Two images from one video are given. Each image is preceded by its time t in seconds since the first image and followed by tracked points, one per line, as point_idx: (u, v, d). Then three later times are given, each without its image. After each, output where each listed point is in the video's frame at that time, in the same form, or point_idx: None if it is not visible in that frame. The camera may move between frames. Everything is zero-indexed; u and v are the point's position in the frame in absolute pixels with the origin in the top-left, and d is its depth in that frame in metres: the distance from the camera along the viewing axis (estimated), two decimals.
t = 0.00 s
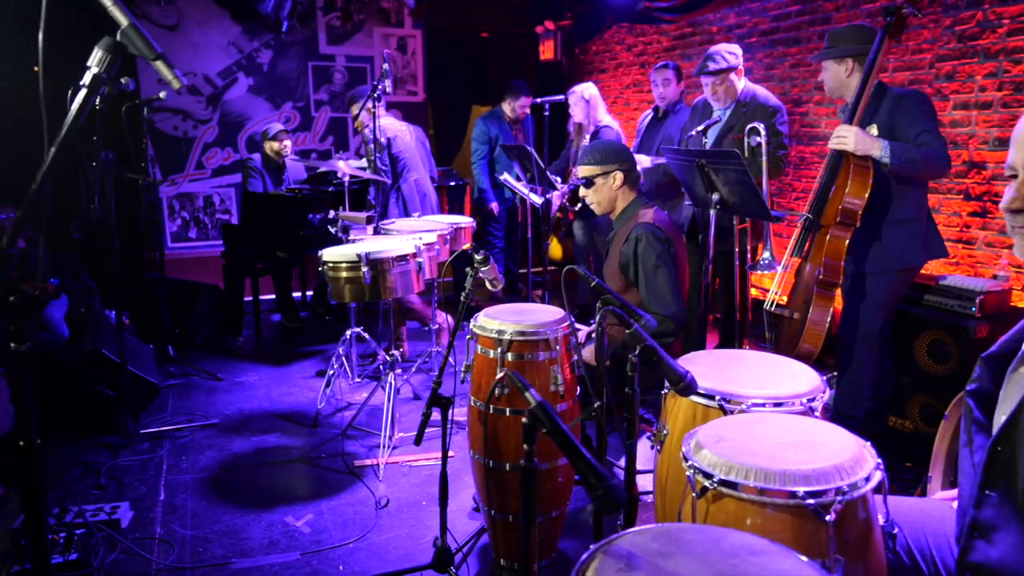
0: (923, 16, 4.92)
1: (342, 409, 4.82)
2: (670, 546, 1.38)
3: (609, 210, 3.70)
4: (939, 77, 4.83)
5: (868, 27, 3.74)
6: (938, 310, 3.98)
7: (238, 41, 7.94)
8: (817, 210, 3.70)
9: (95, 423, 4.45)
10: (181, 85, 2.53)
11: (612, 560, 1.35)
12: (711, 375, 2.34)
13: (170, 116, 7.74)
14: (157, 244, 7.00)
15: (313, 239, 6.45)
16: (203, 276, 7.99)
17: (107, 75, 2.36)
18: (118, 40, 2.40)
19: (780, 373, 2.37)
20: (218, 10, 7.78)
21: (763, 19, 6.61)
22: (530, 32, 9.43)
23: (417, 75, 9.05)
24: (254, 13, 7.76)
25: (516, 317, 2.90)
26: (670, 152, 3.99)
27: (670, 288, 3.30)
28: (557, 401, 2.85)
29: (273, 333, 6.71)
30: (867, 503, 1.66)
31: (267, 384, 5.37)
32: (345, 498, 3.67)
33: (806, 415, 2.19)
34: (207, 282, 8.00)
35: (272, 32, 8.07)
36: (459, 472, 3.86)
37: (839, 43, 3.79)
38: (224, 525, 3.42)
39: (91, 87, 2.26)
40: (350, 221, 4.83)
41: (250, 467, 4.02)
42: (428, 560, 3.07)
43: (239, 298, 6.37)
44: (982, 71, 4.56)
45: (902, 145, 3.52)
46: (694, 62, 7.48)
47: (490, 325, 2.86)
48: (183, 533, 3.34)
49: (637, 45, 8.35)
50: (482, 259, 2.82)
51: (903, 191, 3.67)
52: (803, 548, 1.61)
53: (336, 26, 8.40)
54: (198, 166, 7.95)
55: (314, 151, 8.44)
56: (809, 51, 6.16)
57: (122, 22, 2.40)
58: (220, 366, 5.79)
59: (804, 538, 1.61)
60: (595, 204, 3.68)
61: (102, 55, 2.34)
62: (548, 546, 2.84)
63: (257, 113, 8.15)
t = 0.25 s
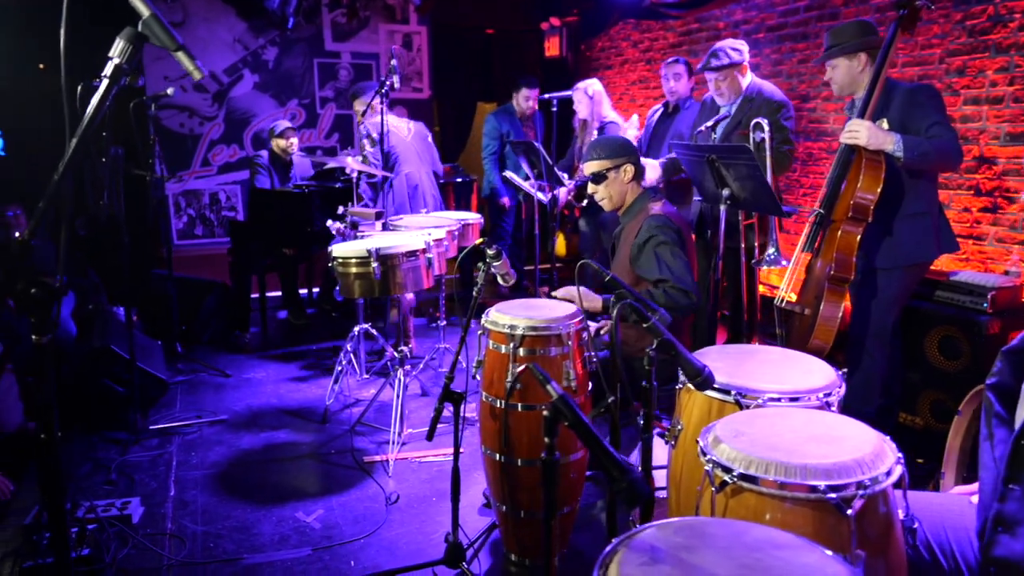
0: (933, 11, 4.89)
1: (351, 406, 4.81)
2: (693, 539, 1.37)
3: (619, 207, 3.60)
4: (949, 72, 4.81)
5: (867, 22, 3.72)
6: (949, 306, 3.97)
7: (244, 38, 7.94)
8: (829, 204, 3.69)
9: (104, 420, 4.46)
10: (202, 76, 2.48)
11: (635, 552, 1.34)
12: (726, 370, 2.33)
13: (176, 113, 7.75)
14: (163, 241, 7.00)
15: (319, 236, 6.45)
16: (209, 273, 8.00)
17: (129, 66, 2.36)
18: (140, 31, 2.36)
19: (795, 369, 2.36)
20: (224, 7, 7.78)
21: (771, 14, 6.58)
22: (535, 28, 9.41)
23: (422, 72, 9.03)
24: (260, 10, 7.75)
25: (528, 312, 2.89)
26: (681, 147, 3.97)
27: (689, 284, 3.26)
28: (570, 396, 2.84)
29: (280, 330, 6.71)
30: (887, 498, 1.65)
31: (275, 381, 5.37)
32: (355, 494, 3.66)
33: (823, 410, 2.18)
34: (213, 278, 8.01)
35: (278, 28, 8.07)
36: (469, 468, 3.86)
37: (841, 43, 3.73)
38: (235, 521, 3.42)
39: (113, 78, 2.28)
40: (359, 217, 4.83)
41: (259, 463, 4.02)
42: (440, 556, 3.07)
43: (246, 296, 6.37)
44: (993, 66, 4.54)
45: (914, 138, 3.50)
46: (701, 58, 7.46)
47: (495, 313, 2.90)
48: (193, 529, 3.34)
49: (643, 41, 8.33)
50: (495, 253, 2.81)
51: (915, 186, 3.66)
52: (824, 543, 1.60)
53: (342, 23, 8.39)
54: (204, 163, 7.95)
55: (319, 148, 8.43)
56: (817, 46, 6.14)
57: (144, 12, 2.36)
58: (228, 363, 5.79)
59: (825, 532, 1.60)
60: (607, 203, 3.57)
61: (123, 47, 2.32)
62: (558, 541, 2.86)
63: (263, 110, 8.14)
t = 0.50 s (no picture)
0: (951, 5, 4.82)
1: (362, 405, 4.78)
2: (722, 543, 1.33)
3: (622, 206, 3.55)
4: (967, 67, 4.73)
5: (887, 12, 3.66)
6: (968, 304, 3.90)
7: (254, 37, 7.94)
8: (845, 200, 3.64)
9: (115, 419, 4.45)
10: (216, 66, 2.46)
11: (662, 556, 1.30)
12: (748, 369, 2.28)
13: (187, 112, 7.76)
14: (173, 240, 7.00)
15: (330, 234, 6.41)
16: (220, 272, 8.00)
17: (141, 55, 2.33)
18: (153, 19, 2.33)
19: (819, 367, 2.30)
20: (234, 6, 7.78)
21: (784, 10, 6.51)
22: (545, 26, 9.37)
23: (432, 70, 9.00)
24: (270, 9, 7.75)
25: (542, 310, 2.85)
26: (696, 142, 3.91)
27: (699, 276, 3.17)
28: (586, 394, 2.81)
29: (291, 329, 6.69)
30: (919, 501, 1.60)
31: (286, 380, 5.35)
32: (368, 494, 3.64)
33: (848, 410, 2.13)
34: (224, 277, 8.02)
35: (288, 27, 8.07)
36: (482, 467, 3.82)
37: (868, 31, 3.64)
38: (247, 520, 3.40)
39: (125, 68, 2.27)
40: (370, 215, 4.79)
41: (271, 463, 4.00)
42: (454, 557, 3.03)
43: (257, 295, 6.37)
44: (1012, 61, 4.46)
45: (934, 134, 3.44)
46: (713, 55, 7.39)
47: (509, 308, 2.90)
48: (205, 528, 3.32)
49: (654, 39, 8.27)
50: (509, 251, 2.77)
51: (934, 182, 3.59)
52: (854, 547, 1.56)
53: (351, 21, 8.38)
54: (214, 163, 7.95)
55: (329, 147, 8.41)
56: (832, 42, 6.07)
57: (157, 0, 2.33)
58: (239, 362, 5.78)
59: (855, 535, 1.55)
60: (607, 201, 3.52)
61: (136, 35, 2.29)
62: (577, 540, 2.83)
63: (273, 109, 8.13)
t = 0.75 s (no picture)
0: None
1: (398, 402, 4.81)
2: (766, 559, 1.30)
3: (648, 206, 3.52)
4: None
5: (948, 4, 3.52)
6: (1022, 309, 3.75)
7: (294, 35, 8.03)
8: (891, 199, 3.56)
9: (159, 411, 4.56)
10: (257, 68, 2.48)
11: (703, 571, 1.27)
12: (791, 376, 2.22)
13: (230, 110, 7.90)
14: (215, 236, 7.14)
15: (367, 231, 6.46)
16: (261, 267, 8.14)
17: (184, 58, 2.36)
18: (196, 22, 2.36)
19: (865, 375, 2.23)
20: (275, 5, 7.89)
21: (830, 4, 6.35)
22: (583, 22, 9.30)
23: (469, 68, 9.01)
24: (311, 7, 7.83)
25: (578, 311, 2.82)
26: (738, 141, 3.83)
27: (739, 287, 3.11)
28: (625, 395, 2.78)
29: (329, 325, 6.78)
30: (974, 518, 1.54)
31: (323, 375, 5.42)
32: (403, 491, 3.66)
33: (896, 421, 2.06)
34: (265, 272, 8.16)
35: (328, 26, 8.15)
36: (516, 467, 3.81)
37: (926, 23, 3.50)
38: (284, 514, 3.45)
39: (168, 70, 2.27)
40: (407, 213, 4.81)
41: (309, 458, 4.04)
42: (488, 557, 3.03)
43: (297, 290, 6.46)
44: None
45: (989, 131, 3.30)
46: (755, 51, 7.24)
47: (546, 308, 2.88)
48: (244, 521, 3.37)
49: (695, 34, 8.15)
50: (545, 252, 2.74)
51: (989, 182, 3.45)
52: (904, 564, 1.50)
53: (390, 19, 8.42)
54: (255, 160, 8.08)
55: (367, 144, 8.48)
56: (880, 37, 5.89)
57: (200, 4, 2.38)
58: (278, 357, 5.87)
59: (906, 552, 1.50)
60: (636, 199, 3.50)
61: (180, 38, 2.32)
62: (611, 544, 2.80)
63: (313, 106, 8.23)
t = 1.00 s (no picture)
0: None
1: (425, 400, 4.84)
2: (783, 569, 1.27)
3: (677, 206, 3.48)
4: None
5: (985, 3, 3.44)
6: None
7: (331, 36, 8.13)
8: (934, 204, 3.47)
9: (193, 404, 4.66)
10: (280, 70, 2.55)
11: None
12: (819, 382, 2.18)
13: (267, 109, 8.02)
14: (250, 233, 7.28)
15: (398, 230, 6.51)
16: (295, 264, 8.27)
17: (212, 61, 2.40)
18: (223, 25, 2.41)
19: (896, 383, 2.18)
20: (313, 6, 7.99)
21: (872, 2, 6.20)
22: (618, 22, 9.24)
23: (503, 67, 9.02)
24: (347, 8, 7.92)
25: (605, 312, 2.81)
26: (771, 142, 3.76)
27: (765, 295, 3.08)
28: (651, 396, 2.77)
29: (360, 322, 6.86)
30: (1004, 532, 1.49)
31: (353, 372, 5.48)
32: (427, 489, 3.68)
33: (929, 430, 2.01)
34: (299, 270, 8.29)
35: (364, 26, 8.24)
36: (541, 468, 3.81)
37: (969, 22, 3.40)
38: (311, 509, 3.49)
39: (196, 74, 2.31)
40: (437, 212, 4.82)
41: (336, 454, 4.09)
42: (511, 557, 3.03)
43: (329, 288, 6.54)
44: None
45: None
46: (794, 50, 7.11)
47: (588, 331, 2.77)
48: (272, 515, 3.43)
49: (731, 33, 8.04)
50: (572, 253, 2.73)
51: None
52: None
53: (425, 19, 8.48)
54: (291, 159, 8.20)
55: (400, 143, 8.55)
56: (924, 35, 5.73)
57: (228, 7, 2.41)
58: (310, 353, 5.96)
59: (931, 566, 1.46)
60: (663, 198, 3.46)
61: (207, 41, 2.36)
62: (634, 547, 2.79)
63: (348, 106, 8.32)
